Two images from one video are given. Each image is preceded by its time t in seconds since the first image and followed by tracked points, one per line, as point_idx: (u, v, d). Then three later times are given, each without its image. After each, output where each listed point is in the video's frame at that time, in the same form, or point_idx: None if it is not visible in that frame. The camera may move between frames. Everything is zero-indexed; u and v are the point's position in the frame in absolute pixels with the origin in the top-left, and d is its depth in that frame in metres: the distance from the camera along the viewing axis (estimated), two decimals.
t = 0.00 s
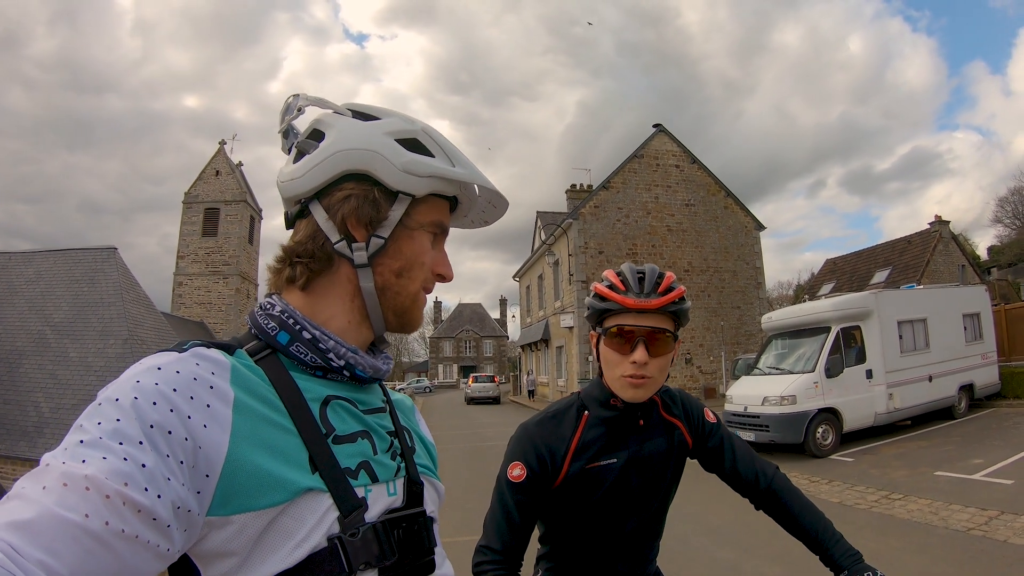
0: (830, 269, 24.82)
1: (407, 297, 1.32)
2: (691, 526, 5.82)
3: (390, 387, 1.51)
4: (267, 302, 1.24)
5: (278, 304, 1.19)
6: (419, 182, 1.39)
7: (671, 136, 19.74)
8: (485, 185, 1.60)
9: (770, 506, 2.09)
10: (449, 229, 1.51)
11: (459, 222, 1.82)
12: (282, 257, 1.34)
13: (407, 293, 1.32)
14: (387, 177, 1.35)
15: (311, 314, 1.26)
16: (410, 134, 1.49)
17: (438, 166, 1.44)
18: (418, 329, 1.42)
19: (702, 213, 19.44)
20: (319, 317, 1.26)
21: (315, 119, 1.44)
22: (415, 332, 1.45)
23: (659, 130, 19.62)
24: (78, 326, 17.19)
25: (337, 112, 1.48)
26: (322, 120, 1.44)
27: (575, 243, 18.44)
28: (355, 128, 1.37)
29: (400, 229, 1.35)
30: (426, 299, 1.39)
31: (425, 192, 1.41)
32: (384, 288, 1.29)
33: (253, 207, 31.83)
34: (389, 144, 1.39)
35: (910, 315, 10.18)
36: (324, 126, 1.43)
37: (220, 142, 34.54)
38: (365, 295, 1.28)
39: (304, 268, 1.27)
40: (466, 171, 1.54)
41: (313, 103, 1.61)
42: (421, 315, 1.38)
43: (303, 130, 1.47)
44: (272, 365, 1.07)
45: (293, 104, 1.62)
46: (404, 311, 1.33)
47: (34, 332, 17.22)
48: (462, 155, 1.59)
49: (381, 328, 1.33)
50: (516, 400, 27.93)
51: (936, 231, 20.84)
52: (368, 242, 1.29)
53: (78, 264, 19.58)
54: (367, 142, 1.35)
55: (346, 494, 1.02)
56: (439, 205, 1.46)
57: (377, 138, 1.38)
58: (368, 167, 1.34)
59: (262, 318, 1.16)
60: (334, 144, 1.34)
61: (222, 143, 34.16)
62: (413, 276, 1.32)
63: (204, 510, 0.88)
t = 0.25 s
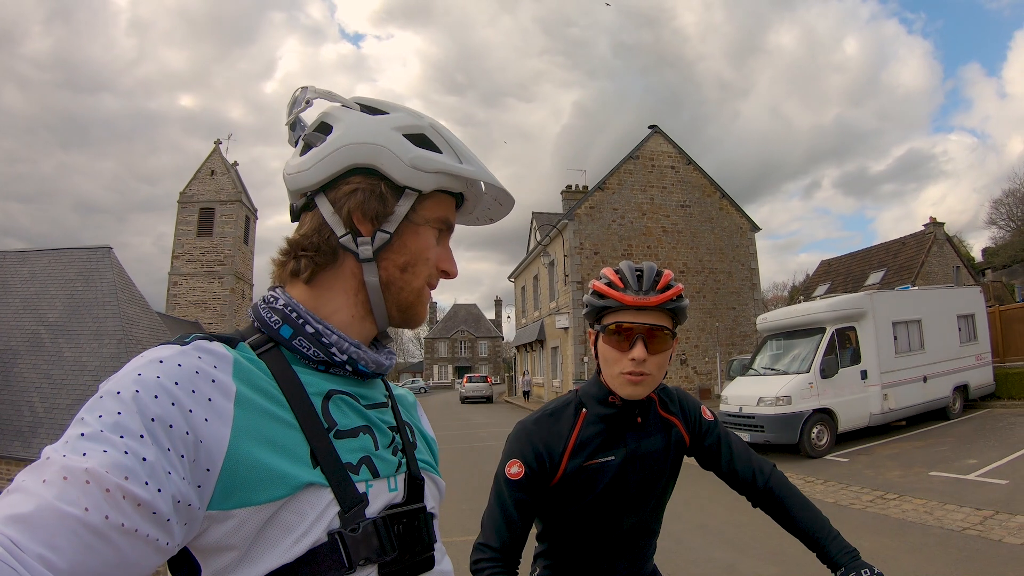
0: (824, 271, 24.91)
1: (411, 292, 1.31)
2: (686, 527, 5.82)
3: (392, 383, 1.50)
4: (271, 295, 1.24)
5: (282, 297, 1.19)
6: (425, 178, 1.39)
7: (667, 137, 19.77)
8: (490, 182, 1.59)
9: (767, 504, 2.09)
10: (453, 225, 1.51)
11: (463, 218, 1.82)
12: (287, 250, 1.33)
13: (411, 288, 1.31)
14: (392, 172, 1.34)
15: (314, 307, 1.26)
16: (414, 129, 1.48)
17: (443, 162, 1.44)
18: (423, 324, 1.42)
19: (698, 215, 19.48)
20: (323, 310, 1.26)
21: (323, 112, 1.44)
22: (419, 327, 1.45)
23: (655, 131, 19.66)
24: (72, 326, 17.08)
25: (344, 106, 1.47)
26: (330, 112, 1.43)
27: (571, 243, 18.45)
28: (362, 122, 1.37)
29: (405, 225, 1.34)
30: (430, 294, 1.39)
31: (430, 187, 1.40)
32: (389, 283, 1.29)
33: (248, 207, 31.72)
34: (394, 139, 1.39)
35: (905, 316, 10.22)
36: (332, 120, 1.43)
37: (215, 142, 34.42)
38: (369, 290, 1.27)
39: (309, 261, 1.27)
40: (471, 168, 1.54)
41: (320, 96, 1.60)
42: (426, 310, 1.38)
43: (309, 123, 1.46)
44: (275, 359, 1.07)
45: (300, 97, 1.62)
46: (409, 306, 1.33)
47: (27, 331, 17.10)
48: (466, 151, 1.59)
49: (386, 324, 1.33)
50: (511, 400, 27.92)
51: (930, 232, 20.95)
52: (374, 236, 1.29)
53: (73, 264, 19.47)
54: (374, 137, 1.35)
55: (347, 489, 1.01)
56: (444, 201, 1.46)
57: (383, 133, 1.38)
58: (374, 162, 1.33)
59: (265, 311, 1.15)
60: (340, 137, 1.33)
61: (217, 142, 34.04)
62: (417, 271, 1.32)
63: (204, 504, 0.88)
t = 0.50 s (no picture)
0: (821, 271, 24.97)
1: (409, 294, 1.31)
2: (681, 527, 5.83)
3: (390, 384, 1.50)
4: (269, 296, 1.23)
5: (279, 298, 1.18)
6: (425, 179, 1.38)
7: (664, 137, 19.78)
8: (490, 184, 1.59)
9: (765, 506, 2.09)
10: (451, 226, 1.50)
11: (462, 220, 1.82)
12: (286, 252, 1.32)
13: (409, 291, 1.31)
14: (393, 175, 1.34)
15: (312, 309, 1.26)
16: (415, 130, 1.48)
17: (443, 164, 1.44)
18: (420, 326, 1.41)
19: (695, 215, 19.51)
20: (321, 312, 1.25)
21: (322, 112, 1.43)
22: (417, 327, 1.44)
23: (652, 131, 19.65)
24: (68, 324, 17.00)
25: (345, 105, 1.47)
26: (329, 113, 1.43)
27: (568, 243, 18.45)
28: (362, 123, 1.36)
29: (404, 227, 1.34)
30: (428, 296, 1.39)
31: (430, 189, 1.40)
32: (387, 285, 1.28)
33: (245, 205, 31.64)
34: (393, 140, 1.38)
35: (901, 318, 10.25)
36: (331, 120, 1.42)
37: (212, 140, 34.31)
38: (368, 292, 1.27)
39: (307, 263, 1.26)
40: (471, 171, 1.53)
41: (320, 96, 1.60)
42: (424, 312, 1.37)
43: (309, 122, 1.46)
44: (272, 361, 1.06)
45: (299, 96, 1.61)
46: (407, 308, 1.32)
47: (24, 330, 17.03)
48: (467, 153, 1.58)
49: (382, 324, 1.32)
50: (508, 400, 27.93)
51: (927, 234, 21.02)
52: (372, 238, 1.28)
53: (70, 262, 19.41)
54: (374, 139, 1.35)
55: (344, 494, 1.01)
56: (444, 203, 1.45)
57: (383, 134, 1.37)
58: (373, 164, 1.33)
59: (262, 313, 1.14)
60: (340, 138, 1.33)
61: (215, 140, 33.95)
62: (416, 273, 1.32)
63: (201, 508, 0.87)
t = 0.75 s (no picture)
0: (821, 273, 24.98)
1: (402, 294, 1.30)
2: (678, 527, 5.83)
3: (385, 382, 1.49)
4: (261, 296, 1.22)
5: (271, 298, 1.18)
6: (419, 177, 1.38)
7: (664, 137, 19.77)
8: (487, 183, 1.59)
9: (762, 509, 2.08)
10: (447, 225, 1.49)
11: (461, 218, 1.81)
12: (279, 252, 1.31)
13: (403, 290, 1.30)
14: (387, 173, 1.33)
15: (304, 309, 1.25)
16: (411, 128, 1.48)
17: (438, 162, 1.43)
18: (414, 325, 1.41)
19: (694, 215, 19.51)
20: (313, 312, 1.25)
21: (314, 109, 1.42)
22: (411, 327, 1.43)
23: (652, 131, 19.65)
24: (66, 321, 16.97)
25: (337, 102, 1.46)
26: (321, 110, 1.42)
27: (568, 242, 18.45)
28: (355, 121, 1.36)
29: (397, 225, 1.33)
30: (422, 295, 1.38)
31: (424, 187, 1.39)
32: (380, 285, 1.28)
33: (244, 202, 31.57)
34: (389, 138, 1.37)
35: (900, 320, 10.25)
36: (323, 117, 1.41)
37: (212, 137, 34.26)
38: (360, 291, 1.26)
39: (299, 262, 1.26)
40: (468, 170, 1.53)
41: (313, 93, 1.59)
42: (417, 311, 1.36)
43: (301, 120, 1.44)
44: (265, 362, 1.05)
45: (292, 93, 1.60)
46: (400, 308, 1.31)
47: (22, 326, 16.99)
48: (463, 151, 1.57)
49: (375, 324, 1.32)
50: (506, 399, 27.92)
51: (926, 236, 21.02)
52: (365, 237, 1.28)
53: (68, 259, 19.37)
54: (368, 137, 1.34)
55: (339, 494, 1.00)
56: (438, 202, 1.44)
57: (377, 131, 1.36)
58: (367, 163, 1.32)
59: (254, 313, 1.14)
60: (333, 135, 1.32)
61: (214, 137, 33.86)
62: (409, 272, 1.31)
63: (195, 511, 0.87)
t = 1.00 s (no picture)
0: (820, 272, 24.99)
1: (399, 293, 1.30)
2: (676, 525, 5.85)
3: (384, 381, 1.50)
4: (258, 296, 1.22)
5: (268, 298, 1.18)
6: (417, 177, 1.37)
7: (665, 135, 19.74)
8: (487, 181, 1.59)
9: (760, 509, 2.09)
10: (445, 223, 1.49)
11: (460, 216, 1.81)
12: (275, 253, 1.31)
13: (401, 290, 1.30)
14: (384, 173, 1.33)
15: (301, 309, 1.25)
16: (409, 127, 1.48)
17: (437, 162, 1.43)
18: (412, 324, 1.41)
19: (694, 213, 19.51)
20: (311, 312, 1.25)
21: (310, 107, 1.41)
22: (409, 326, 1.43)
23: (653, 129, 19.62)
24: (66, 315, 16.97)
25: (333, 100, 1.46)
26: (317, 108, 1.42)
27: (567, 239, 18.45)
28: (353, 120, 1.36)
29: (394, 225, 1.33)
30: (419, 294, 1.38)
31: (421, 187, 1.39)
32: (377, 285, 1.28)
33: (244, 198, 31.55)
34: (387, 138, 1.37)
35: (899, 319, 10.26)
36: (319, 115, 1.41)
37: (212, 132, 34.19)
38: (357, 291, 1.26)
39: (296, 263, 1.26)
40: (466, 169, 1.53)
41: (309, 91, 1.58)
42: (415, 310, 1.36)
43: (298, 118, 1.44)
44: (263, 362, 1.06)
45: (288, 91, 1.59)
46: (397, 307, 1.31)
47: (21, 321, 16.98)
48: (462, 150, 1.57)
49: (373, 324, 1.32)
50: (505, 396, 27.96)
51: (926, 236, 21.02)
52: (362, 237, 1.28)
53: (68, 253, 19.36)
54: (365, 136, 1.34)
55: (338, 495, 1.01)
56: (436, 201, 1.44)
57: (373, 130, 1.36)
58: (363, 162, 1.32)
59: (251, 314, 1.14)
60: (330, 134, 1.32)
61: (214, 132, 33.82)
62: (406, 271, 1.31)
63: (191, 513, 0.87)
